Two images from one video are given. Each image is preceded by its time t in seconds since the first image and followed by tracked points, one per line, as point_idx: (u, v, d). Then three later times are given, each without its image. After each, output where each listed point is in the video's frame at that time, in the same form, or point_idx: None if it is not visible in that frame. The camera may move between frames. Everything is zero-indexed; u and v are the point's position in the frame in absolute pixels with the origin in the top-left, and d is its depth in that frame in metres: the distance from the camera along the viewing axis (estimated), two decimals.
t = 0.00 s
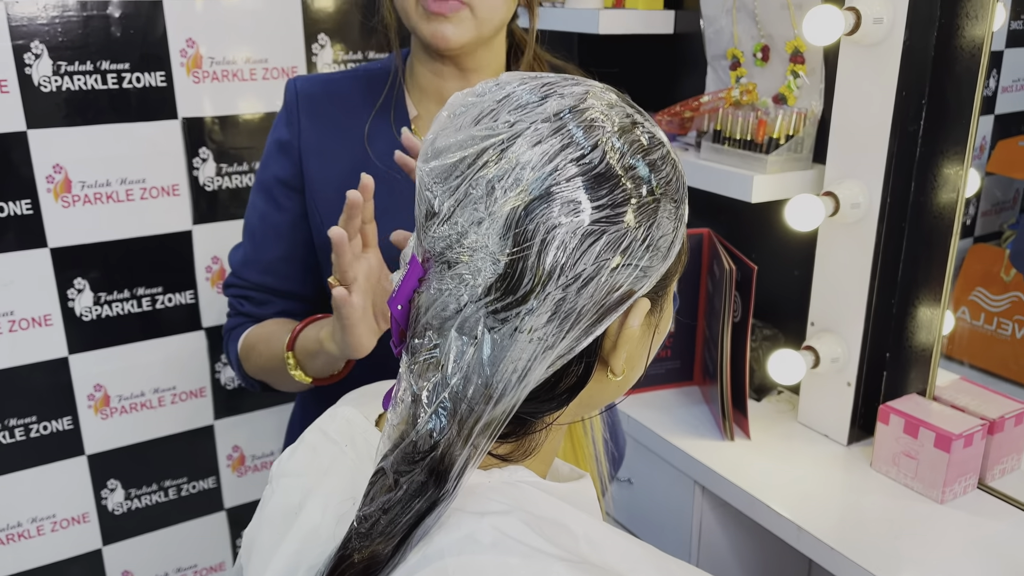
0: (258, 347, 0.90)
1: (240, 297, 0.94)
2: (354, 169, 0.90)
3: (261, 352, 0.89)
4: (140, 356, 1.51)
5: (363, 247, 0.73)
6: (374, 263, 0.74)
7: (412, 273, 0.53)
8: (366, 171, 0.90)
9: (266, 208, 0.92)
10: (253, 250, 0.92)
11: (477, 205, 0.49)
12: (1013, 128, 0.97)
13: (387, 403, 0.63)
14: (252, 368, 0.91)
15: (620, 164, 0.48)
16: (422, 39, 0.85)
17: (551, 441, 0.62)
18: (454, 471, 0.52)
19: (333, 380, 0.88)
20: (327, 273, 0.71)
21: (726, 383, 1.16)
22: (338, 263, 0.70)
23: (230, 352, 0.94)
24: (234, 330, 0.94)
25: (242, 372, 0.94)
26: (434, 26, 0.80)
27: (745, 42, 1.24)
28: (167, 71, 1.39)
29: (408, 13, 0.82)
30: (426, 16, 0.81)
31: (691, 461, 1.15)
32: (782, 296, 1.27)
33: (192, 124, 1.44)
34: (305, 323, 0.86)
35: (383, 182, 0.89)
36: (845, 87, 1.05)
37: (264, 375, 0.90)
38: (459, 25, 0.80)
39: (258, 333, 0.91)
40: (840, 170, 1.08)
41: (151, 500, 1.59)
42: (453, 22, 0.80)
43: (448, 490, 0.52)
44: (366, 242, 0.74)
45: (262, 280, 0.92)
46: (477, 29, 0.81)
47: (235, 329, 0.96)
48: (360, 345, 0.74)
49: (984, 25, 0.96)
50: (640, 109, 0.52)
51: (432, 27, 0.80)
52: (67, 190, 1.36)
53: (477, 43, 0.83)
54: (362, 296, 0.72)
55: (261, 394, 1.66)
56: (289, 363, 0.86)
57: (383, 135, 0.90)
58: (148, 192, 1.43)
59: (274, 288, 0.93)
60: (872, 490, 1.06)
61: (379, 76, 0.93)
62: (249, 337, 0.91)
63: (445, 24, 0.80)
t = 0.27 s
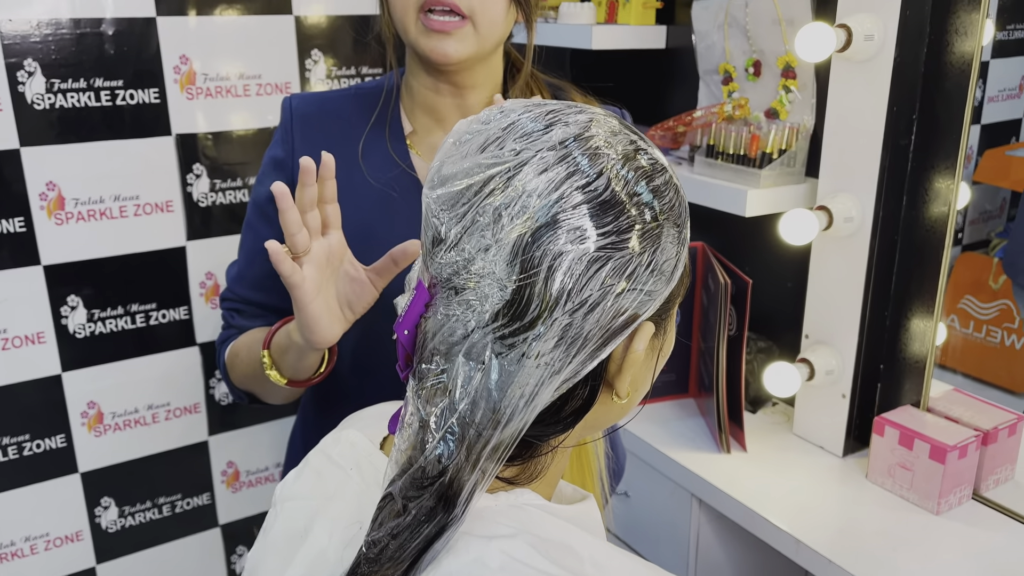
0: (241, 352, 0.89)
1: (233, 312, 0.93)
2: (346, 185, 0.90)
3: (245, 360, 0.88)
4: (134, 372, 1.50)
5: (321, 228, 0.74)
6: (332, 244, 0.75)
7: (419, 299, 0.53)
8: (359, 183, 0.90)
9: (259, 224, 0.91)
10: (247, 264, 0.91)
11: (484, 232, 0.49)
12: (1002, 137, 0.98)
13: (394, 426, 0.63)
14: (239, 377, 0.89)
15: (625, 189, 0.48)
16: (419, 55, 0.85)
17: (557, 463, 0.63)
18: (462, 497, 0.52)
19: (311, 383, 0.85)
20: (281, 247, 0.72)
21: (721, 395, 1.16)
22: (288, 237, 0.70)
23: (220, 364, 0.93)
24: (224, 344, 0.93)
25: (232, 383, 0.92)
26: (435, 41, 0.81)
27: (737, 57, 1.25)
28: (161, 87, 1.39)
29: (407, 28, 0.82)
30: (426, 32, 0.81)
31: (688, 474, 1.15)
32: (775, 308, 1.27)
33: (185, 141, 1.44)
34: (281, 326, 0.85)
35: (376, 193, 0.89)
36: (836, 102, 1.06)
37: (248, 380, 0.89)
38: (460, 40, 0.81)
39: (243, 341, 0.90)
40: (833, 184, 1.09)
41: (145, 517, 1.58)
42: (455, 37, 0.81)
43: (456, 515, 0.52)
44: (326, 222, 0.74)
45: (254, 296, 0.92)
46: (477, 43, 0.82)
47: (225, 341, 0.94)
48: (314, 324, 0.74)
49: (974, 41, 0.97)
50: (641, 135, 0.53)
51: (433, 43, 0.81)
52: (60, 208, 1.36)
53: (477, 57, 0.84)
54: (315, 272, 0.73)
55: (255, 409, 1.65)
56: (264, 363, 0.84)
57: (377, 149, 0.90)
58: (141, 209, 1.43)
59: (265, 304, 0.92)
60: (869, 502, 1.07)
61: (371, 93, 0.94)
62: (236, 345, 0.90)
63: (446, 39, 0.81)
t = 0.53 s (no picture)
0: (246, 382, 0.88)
1: (236, 337, 0.91)
2: (352, 209, 0.88)
3: (251, 390, 0.87)
4: (124, 393, 1.48)
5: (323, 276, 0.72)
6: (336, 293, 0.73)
7: (432, 328, 0.52)
8: (366, 207, 0.88)
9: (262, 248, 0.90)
10: (251, 289, 0.90)
11: (500, 262, 0.49)
12: (984, 150, 0.98)
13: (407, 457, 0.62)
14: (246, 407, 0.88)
15: (640, 219, 0.48)
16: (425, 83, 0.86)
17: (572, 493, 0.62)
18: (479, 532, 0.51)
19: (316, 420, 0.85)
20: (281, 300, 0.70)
21: (718, 411, 1.16)
22: (288, 292, 0.68)
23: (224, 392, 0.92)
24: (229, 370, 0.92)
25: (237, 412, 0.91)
26: (440, 74, 0.82)
27: (730, 74, 1.26)
28: (151, 106, 1.38)
29: (413, 59, 0.83)
30: (432, 64, 0.82)
31: (686, 492, 1.15)
32: (771, 324, 1.28)
33: (176, 159, 1.43)
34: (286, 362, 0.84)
35: (383, 217, 0.87)
36: (830, 120, 1.07)
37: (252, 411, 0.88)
38: (465, 73, 0.82)
39: (250, 371, 0.89)
40: (828, 201, 1.09)
41: (135, 540, 1.56)
42: (459, 71, 0.81)
43: (473, 549, 0.51)
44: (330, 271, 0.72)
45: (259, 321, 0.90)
46: (482, 75, 0.83)
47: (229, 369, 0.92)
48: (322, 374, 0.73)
49: (965, 60, 0.98)
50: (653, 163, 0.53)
51: (438, 77, 0.82)
52: (49, 227, 1.34)
53: (482, 88, 0.85)
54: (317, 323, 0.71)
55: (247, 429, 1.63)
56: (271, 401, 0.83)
57: (384, 172, 0.89)
58: (131, 228, 1.41)
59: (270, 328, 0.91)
60: (867, 518, 1.07)
61: (378, 116, 0.94)
62: (242, 374, 0.89)
63: (452, 74, 0.81)
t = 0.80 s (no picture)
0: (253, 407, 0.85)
1: (238, 364, 0.88)
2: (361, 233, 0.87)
3: (256, 416, 0.84)
4: (107, 416, 1.45)
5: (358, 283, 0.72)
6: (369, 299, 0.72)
7: (449, 365, 0.50)
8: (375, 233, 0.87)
9: (265, 273, 0.87)
10: (254, 314, 0.87)
11: (521, 299, 0.47)
12: (965, 163, 0.99)
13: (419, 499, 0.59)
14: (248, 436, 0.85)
15: (662, 254, 0.47)
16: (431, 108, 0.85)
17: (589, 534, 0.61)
18: None
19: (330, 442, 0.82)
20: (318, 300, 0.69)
21: (714, 429, 1.15)
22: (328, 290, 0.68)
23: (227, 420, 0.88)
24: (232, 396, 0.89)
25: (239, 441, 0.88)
26: (446, 97, 0.81)
27: (720, 93, 1.26)
28: (136, 125, 1.37)
29: (419, 82, 0.82)
30: (437, 88, 0.81)
31: (683, 513, 1.14)
32: (764, 343, 1.28)
33: (161, 179, 1.41)
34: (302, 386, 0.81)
35: (392, 242, 0.86)
36: (823, 140, 1.07)
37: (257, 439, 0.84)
38: (471, 97, 0.81)
39: (256, 397, 0.86)
40: (821, 221, 1.10)
41: (118, 566, 1.53)
42: (465, 94, 0.81)
43: None
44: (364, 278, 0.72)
45: (262, 348, 0.87)
46: (489, 98, 0.82)
47: (229, 398, 0.89)
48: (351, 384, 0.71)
49: (955, 79, 0.98)
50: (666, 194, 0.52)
51: (444, 99, 0.81)
52: (31, 249, 1.31)
53: (488, 113, 0.84)
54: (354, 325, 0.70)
55: (233, 451, 1.61)
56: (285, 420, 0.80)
57: (391, 198, 0.88)
58: (115, 248, 1.39)
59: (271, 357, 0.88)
60: (865, 538, 1.07)
61: (384, 141, 0.92)
62: (247, 401, 0.86)
63: (457, 97, 0.80)
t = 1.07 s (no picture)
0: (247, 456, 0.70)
1: (235, 396, 0.77)
2: (364, 261, 0.75)
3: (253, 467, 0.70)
4: (81, 440, 1.41)
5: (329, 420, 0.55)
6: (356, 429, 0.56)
7: (458, 404, 0.42)
8: (377, 263, 0.75)
9: (264, 300, 0.76)
10: (256, 340, 0.76)
11: (531, 336, 0.39)
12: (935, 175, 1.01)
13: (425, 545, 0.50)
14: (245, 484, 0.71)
15: (685, 283, 0.39)
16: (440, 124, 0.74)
17: None
18: None
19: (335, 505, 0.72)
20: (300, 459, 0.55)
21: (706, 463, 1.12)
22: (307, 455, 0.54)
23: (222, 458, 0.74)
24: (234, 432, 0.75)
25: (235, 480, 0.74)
26: (465, 121, 0.72)
27: (703, 109, 1.26)
28: (110, 142, 1.34)
29: (433, 104, 0.73)
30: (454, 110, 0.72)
31: (672, 532, 1.14)
32: (749, 359, 1.28)
33: (136, 197, 1.38)
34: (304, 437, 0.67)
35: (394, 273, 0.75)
36: (807, 158, 1.08)
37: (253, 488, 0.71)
38: (491, 121, 0.72)
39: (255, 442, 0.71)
40: (807, 238, 1.10)
41: None
42: (485, 119, 0.72)
43: None
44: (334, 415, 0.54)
45: (267, 380, 0.76)
46: (507, 123, 0.73)
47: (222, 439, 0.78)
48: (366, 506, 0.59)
49: (939, 96, 0.98)
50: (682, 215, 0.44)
51: (461, 122, 0.72)
52: (2, 269, 1.28)
53: (503, 137, 0.75)
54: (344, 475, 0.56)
55: (211, 473, 1.58)
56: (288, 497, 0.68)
57: (392, 224, 0.76)
58: (89, 268, 1.36)
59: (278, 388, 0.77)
60: (854, 554, 1.07)
61: (389, 162, 0.81)
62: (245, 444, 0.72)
63: (478, 121, 0.72)
